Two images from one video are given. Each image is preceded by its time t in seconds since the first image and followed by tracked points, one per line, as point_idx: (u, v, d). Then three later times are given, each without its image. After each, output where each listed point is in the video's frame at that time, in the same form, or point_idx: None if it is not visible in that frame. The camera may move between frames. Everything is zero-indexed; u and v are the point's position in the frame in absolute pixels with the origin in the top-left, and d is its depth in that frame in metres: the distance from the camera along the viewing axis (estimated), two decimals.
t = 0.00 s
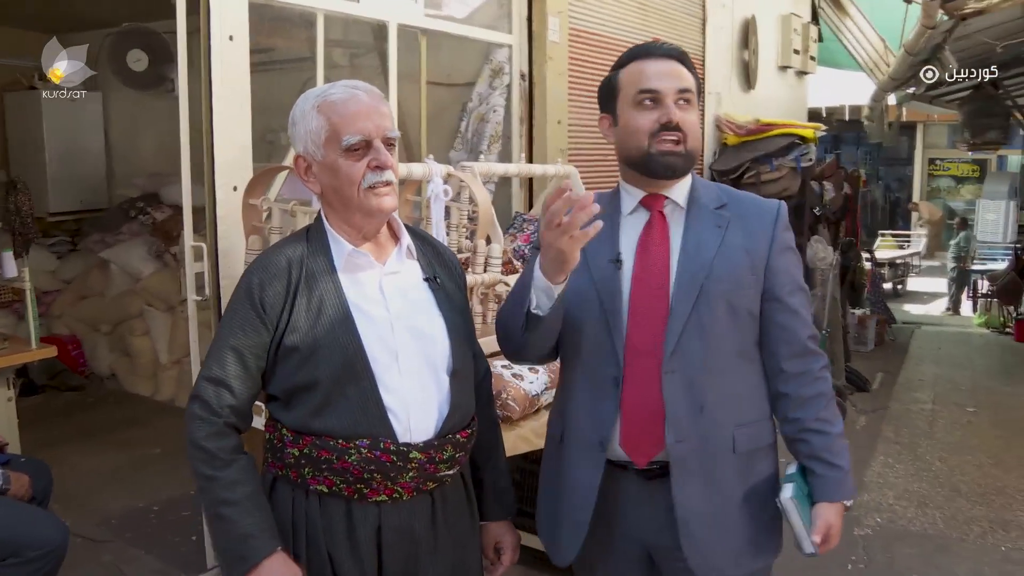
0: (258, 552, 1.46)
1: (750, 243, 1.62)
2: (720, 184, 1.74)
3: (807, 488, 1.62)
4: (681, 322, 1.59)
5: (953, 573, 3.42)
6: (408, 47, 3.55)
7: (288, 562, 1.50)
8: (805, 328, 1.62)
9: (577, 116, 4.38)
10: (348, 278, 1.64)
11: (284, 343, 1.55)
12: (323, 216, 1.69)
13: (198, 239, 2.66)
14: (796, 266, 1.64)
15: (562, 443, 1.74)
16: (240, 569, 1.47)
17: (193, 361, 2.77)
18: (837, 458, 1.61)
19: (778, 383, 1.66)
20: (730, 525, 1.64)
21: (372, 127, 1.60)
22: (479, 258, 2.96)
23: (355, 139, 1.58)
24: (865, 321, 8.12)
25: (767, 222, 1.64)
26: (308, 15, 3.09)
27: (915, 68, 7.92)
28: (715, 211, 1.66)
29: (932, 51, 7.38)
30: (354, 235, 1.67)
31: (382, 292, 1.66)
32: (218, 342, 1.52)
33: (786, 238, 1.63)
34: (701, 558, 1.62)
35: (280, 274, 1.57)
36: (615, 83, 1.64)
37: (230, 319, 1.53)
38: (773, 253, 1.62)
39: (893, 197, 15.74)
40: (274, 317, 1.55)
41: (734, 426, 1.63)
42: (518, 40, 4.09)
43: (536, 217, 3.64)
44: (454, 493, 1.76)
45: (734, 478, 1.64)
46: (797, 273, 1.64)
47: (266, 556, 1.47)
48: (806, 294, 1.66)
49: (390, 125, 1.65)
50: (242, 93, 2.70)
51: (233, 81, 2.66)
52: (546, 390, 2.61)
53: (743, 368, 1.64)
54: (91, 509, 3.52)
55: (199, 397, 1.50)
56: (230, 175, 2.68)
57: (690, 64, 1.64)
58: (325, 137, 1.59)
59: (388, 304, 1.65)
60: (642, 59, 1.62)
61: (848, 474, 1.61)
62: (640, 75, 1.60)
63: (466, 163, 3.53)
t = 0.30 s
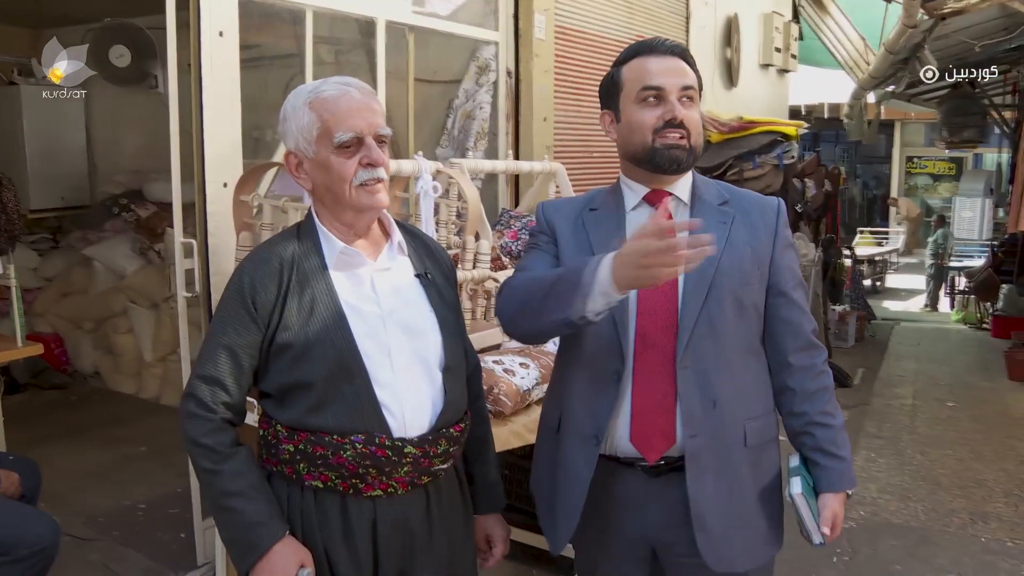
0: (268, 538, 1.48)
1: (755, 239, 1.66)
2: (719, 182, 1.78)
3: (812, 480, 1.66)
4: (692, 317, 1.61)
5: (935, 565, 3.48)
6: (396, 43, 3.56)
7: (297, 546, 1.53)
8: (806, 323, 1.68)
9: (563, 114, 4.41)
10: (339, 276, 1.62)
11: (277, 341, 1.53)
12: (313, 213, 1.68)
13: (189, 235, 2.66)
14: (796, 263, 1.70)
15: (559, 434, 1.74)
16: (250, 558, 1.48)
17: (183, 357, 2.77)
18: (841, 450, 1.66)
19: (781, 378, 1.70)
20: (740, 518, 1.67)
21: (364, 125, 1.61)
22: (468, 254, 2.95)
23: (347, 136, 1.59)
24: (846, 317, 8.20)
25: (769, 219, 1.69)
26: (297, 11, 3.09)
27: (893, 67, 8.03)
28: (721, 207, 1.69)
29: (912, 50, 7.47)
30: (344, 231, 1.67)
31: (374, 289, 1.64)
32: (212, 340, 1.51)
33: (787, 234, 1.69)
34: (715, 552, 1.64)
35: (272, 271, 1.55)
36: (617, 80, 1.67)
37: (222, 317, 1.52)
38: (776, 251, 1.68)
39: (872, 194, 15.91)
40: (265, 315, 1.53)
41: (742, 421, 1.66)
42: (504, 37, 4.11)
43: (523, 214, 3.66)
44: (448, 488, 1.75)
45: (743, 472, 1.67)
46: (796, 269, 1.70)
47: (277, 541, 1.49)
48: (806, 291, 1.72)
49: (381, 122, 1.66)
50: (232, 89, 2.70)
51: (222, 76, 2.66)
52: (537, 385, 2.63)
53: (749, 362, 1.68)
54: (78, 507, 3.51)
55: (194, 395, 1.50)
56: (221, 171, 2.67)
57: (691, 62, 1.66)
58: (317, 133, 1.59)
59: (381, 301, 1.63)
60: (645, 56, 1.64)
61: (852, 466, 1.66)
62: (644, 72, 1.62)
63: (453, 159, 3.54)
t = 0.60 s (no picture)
0: (261, 538, 1.48)
1: (768, 242, 1.69)
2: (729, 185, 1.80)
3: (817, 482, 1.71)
4: (708, 319, 1.63)
5: (928, 565, 3.51)
6: (394, 44, 3.57)
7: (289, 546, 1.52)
8: (815, 326, 1.71)
9: (559, 115, 4.42)
10: (339, 276, 1.62)
11: (277, 340, 1.54)
12: (311, 213, 1.69)
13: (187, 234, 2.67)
14: (805, 268, 1.74)
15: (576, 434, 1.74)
16: (244, 558, 1.49)
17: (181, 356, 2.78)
18: (846, 453, 1.70)
19: (790, 381, 1.74)
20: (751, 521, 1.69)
21: (363, 125, 1.62)
22: (466, 254, 2.97)
23: (347, 137, 1.60)
24: (839, 319, 8.24)
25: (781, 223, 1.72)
26: (295, 11, 3.10)
27: (887, 70, 8.08)
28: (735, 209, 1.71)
29: (905, 54, 7.52)
30: (342, 231, 1.68)
31: (374, 289, 1.64)
32: (211, 340, 1.51)
33: (798, 239, 1.73)
34: (727, 555, 1.65)
35: (271, 271, 1.55)
36: (618, 85, 1.69)
37: (221, 318, 1.52)
38: (788, 254, 1.71)
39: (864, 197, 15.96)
40: (265, 314, 1.53)
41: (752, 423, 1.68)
42: (501, 38, 4.12)
43: (520, 214, 3.68)
44: (447, 486, 1.76)
45: (753, 474, 1.70)
46: (806, 273, 1.74)
47: (271, 541, 1.49)
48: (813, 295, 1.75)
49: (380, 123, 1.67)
50: (231, 88, 2.71)
51: (221, 74, 2.66)
52: (534, 385, 2.64)
53: (759, 364, 1.71)
54: (74, 505, 3.51)
55: (194, 395, 1.50)
56: (220, 170, 2.68)
57: (693, 63, 1.67)
58: (316, 133, 1.60)
59: (382, 301, 1.64)
60: (644, 60, 1.66)
61: (855, 468, 1.70)
62: (640, 77, 1.64)
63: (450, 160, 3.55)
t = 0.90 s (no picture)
0: (252, 537, 1.49)
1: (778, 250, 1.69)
2: (747, 187, 1.80)
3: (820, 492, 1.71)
4: (708, 327, 1.66)
5: (917, 563, 3.54)
6: (387, 44, 3.58)
7: (282, 546, 1.54)
8: (826, 335, 1.71)
9: (551, 116, 4.44)
10: (335, 274, 1.64)
11: (272, 338, 1.55)
12: (308, 211, 1.70)
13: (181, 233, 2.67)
14: (820, 276, 1.73)
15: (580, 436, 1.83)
16: (236, 557, 1.49)
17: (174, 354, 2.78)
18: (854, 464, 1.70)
19: (800, 389, 1.74)
20: (746, 526, 1.73)
21: (360, 124, 1.63)
22: (459, 254, 2.98)
23: (343, 136, 1.61)
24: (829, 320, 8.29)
25: (795, 230, 1.71)
26: (289, 10, 3.11)
27: (877, 72, 8.12)
28: (745, 214, 1.72)
29: (895, 56, 7.57)
30: (339, 229, 1.69)
31: (370, 287, 1.65)
32: (207, 338, 1.52)
33: (813, 245, 1.72)
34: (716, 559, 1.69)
35: (267, 269, 1.56)
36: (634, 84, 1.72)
37: (216, 316, 1.53)
38: (801, 262, 1.70)
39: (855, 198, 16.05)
40: (261, 312, 1.54)
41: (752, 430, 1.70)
42: (494, 38, 4.13)
43: (512, 215, 3.70)
44: (442, 481, 1.77)
45: (751, 480, 1.72)
46: (820, 281, 1.73)
47: (261, 541, 1.50)
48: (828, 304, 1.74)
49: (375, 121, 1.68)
50: (225, 88, 2.72)
51: (215, 73, 2.67)
52: (528, 384, 2.66)
53: (765, 370, 1.72)
54: (66, 505, 3.50)
55: (188, 393, 1.51)
56: (215, 169, 2.69)
57: (708, 64, 1.67)
58: (315, 132, 1.61)
59: (376, 299, 1.65)
60: (660, 61, 1.67)
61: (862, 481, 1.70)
62: (652, 79, 1.66)
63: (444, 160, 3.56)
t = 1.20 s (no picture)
0: (247, 537, 1.50)
1: (787, 259, 1.64)
2: (771, 189, 1.75)
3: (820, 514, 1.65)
4: (704, 336, 1.66)
5: (912, 561, 3.56)
6: (382, 43, 3.58)
7: (278, 546, 1.54)
8: (837, 351, 1.63)
9: (546, 115, 4.45)
10: (328, 271, 1.64)
11: (266, 337, 1.56)
12: (302, 210, 1.70)
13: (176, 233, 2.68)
14: (838, 287, 1.65)
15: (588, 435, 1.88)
16: (230, 556, 1.50)
17: (169, 353, 2.79)
18: (861, 488, 1.62)
19: (808, 404, 1.69)
20: (738, 540, 1.71)
21: (359, 121, 1.64)
22: (453, 253, 2.99)
23: (342, 133, 1.62)
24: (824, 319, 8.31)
25: (811, 238, 1.65)
26: (283, 9, 3.12)
27: (871, 71, 8.15)
28: (759, 219, 1.69)
29: (889, 55, 7.58)
30: (334, 228, 1.69)
31: (363, 285, 1.66)
32: (201, 337, 1.53)
33: (832, 254, 1.64)
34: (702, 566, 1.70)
35: (262, 267, 1.57)
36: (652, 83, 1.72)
37: (209, 315, 1.54)
38: (815, 272, 1.63)
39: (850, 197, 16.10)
40: (255, 311, 1.55)
41: (750, 442, 1.68)
42: (489, 38, 4.14)
43: (506, 213, 3.71)
44: (434, 479, 1.78)
45: (746, 494, 1.70)
46: (838, 292, 1.65)
47: (256, 541, 1.51)
48: (848, 317, 1.67)
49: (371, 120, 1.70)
50: (220, 88, 2.72)
51: (209, 73, 2.68)
52: (522, 383, 2.67)
53: (769, 382, 1.69)
54: (62, 504, 3.50)
55: (182, 392, 1.52)
56: (210, 169, 2.70)
57: (723, 63, 1.66)
58: (314, 129, 1.62)
59: (370, 297, 1.66)
60: (676, 61, 1.68)
61: (868, 508, 1.61)
62: (666, 80, 1.67)
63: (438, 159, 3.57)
